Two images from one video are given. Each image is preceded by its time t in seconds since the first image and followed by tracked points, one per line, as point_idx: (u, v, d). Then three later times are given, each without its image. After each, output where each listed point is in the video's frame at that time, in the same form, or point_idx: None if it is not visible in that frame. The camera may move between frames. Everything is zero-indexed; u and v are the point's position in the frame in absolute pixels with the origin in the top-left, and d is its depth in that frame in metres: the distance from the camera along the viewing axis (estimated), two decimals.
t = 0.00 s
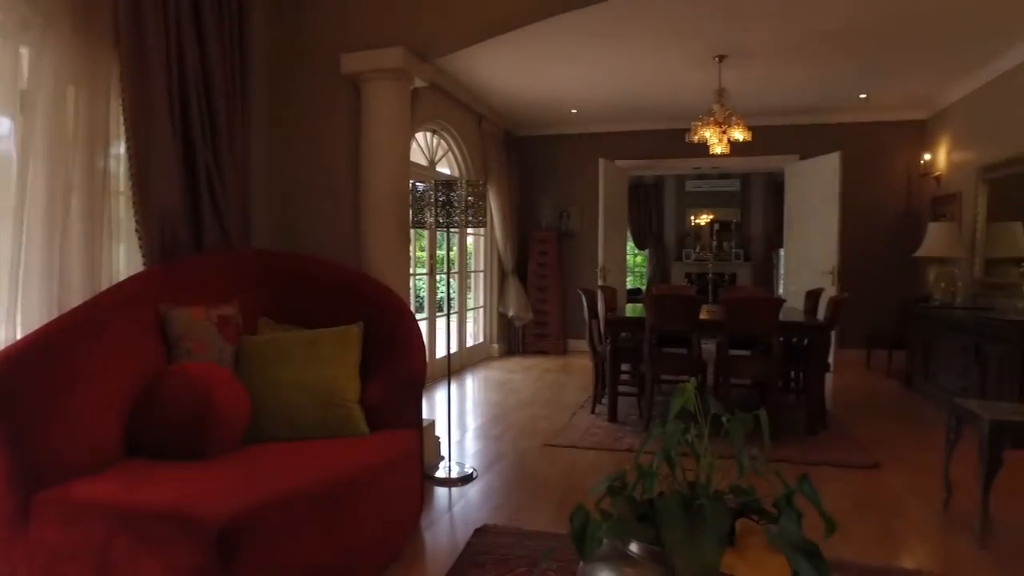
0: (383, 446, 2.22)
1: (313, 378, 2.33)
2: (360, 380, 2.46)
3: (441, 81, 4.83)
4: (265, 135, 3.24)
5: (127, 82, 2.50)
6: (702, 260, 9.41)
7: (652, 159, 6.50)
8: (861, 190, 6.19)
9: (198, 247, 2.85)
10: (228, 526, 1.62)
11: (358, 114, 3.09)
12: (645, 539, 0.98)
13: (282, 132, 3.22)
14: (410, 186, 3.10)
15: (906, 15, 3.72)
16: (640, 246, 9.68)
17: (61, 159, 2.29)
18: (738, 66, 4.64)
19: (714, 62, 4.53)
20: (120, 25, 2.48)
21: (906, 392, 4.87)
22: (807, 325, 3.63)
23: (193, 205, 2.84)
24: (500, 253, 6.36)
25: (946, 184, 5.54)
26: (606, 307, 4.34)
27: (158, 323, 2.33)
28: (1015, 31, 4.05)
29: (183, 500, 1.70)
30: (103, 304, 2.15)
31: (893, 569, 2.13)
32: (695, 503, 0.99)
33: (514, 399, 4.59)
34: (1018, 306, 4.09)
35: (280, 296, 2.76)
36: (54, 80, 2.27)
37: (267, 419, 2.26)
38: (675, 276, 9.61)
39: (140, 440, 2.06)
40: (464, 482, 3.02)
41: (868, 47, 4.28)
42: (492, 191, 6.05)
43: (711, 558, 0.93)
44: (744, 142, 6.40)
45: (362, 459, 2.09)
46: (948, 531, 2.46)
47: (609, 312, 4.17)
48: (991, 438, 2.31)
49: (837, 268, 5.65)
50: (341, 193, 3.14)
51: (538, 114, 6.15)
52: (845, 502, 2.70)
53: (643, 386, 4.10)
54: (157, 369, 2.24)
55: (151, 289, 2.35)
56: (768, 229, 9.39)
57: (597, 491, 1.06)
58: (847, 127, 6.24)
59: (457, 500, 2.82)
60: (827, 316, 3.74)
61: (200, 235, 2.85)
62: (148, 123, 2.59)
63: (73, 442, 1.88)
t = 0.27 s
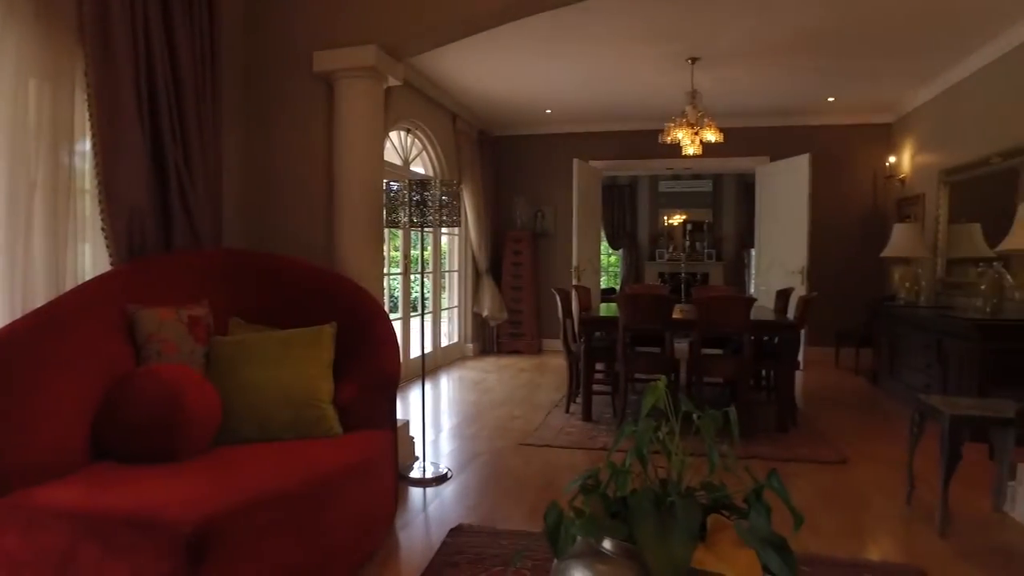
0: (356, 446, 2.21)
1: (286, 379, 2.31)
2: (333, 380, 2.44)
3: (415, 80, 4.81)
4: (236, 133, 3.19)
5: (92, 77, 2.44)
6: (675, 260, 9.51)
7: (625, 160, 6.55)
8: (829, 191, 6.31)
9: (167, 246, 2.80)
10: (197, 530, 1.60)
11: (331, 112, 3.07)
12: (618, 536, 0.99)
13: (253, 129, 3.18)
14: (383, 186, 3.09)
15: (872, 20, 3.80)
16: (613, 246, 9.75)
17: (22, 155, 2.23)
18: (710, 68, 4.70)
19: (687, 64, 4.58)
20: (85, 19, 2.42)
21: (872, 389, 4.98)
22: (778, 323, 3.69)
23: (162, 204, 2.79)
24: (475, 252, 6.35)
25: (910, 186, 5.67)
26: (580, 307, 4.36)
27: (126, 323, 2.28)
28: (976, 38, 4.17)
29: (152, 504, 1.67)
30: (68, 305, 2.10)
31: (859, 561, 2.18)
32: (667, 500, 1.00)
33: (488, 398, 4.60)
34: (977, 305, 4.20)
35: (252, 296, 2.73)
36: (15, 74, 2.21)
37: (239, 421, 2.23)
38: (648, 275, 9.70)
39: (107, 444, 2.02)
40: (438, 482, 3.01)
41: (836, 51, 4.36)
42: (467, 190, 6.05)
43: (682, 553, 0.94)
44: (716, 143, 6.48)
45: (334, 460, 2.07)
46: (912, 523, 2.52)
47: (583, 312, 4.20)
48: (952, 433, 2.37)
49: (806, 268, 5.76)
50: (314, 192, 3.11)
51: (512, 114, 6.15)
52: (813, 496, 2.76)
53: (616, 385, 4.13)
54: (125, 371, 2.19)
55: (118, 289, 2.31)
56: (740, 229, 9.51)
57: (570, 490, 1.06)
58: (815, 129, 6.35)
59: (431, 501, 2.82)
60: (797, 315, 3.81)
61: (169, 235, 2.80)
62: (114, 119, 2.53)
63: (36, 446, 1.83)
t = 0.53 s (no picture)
0: (330, 448, 2.19)
1: (258, 381, 2.28)
2: (307, 381, 2.42)
3: (390, 79, 4.79)
4: (207, 131, 3.15)
5: (58, 72, 2.39)
6: (649, 260, 9.59)
7: (600, 160, 6.59)
8: (800, 193, 6.41)
9: (136, 246, 2.75)
10: (166, 537, 1.57)
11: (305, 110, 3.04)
12: (592, 535, 1.00)
13: (224, 128, 3.13)
14: (357, 186, 3.07)
15: (841, 24, 3.87)
16: (588, 246, 9.80)
17: None
18: (683, 71, 4.74)
19: (662, 66, 4.61)
20: (49, 12, 2.36)
21: (842, 387, 5.08)
22: (750, 323, 3.74)
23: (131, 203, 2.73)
24: (450, 252, 6.34)
25: (878, 188, 5.79)
26: (555, 306, 4.38)
27: (93, 325, 2.24)
28: (941, 43, 4.27)
29: (121, 510, 1.64)
30: (33, 306, 2.05)
31: (828, 555, 2.22)
32: (640, 499, 1.02)
33: (464, 398, 4.59)
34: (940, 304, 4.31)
35: (224, 296, 2.69)
36: None
37: (210, 423, 2.20)
38: (623, 275, 9.76)
39: (74, 448, 1.98)
40: (414, 483, 3.00)
41: (806, 55, 4.43)
42: (442, 190, 6.03)
43: (655, 552, 0.95)
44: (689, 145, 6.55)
45: (308, 462, 2.05)
46: (879, 518, 2.57)
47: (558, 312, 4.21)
48: (917, 429, 2.43)
49: (777, 268, 5.85)
50: (288, 191, 3.08)
51: (487, 114, 6.15)
52: (784, 493, 2.80)
53: (591, 384, 4.16)
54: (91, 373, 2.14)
55: (86, 290, 2.26)
56: (713, 230, 9.62)
57: (545, 489, 1.07)
58: (786, 131, 6.45)
59: (407, 501, 2.81)
60: (769, 314, 3.86)
61: (139, 234, 2.75)
62: (82, 115, 2.47)
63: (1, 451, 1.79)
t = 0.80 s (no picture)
0: (306, 449, 2.17)
1: (233, 382, 2.25)
2: (282, 382, 2.39)
3: (367, 78, 4.76)
4: (180, 129, 3.11)
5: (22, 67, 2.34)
6: (627, 260, 9.65)
7: (578, 161, 6.61)
8: (774, 194, 6.50)
9: (106, 245, 2.70)
10: (137, 541, 1.54)
11: (280, 109, 3.01)
12: (567, 533, 1.01)
13: (198, 127, 3.09)
14: (332, 186, 3.05)
15: (813, 28, 3.94)
16: (566, 246, 9.83)
17: None
18: (660, 72, 4.78)
19: (638, 67, 4.66)
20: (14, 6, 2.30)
21: (815, 386, 5.16)
22: (725, 322, 3.78)
23: (101, 201, 2.68)
24: (428, 252, 6.32)
25: (849, 189, 5.89)
26: (532, 306, 4.39)
27: (62, 326, 2.19)
28: (909, 48, 4.36)
29: (90, 513, 1.60)
30: None
31: (801, 551, 2.26)
32: (615, 497, 1.02)
33: (442, 399, 4.59)
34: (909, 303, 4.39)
35: (197, 297, 2.66)
36: None
37: (183, 426, 2.17)
38: (600, 275, 9.81)
39: (41, 452, 1.94)
40: (391, 484, 2.99)
41: (780, 58, 4.50)
42: (419, 190, 6.01)
43: (630, 549, 0.95)
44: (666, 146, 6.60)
45: (283, 463, 2.03)
46: (850, 513, 2.62)
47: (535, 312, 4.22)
48: (886, 426, 2.48)
49: (752, 268, 5.92)
50: (263, 191, 3.05)
51: (465, 114, 6.15)
52: (758, 490, 2.84)
53: (569, 384, 4.17)
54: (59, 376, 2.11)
55: (55, 291, 2.21)
56: (689, 230, 9.71)
57: (520, 489, 1.08)
58: (760, 133, 6.54)
59: (384, 503, 2.79)
60: (744, 314, 3.91)
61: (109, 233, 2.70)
62: (48, 112, 2.42)
63: None
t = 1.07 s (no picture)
0: (278, 451, 2.15)
1: (204, 384, 2.22)
2: (254, 383, 2.36)
3: (341, 76, 4.72)
4: (148, 127, 3.05)
5: None
6: (602, 260, 9.70)
7: (553, 161, 6.63)
8: (747, 194, 6.59)
9: (71, 245, 2.63)
10: (105, 548, 1.51)
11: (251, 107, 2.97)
12: (540, 533, 1.01)
13: (168, 125, 3.04)
14: (306, 185, 3.02)
15: (784, 32, 3.99)
16: (542, 246, 9.86)
17: None
18: (634, 73, 4.81)
19: (613, 69, 4.69)
20: None
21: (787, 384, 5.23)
22: (699, 322, 3.82)
23: (66, 199, 2.62)
24: (403, 252, 6.29)
25: (820, 191, 5.99)
26: (508, 306, 4.39)
27: (26, 328, 2.14)
28: (876, 54, 4.45)
29: (54, 519, 1.56)
30: None
31: (773, 547, 2.29)
32: (589, 497, 1.03)
33: (417, 399, 4.57)
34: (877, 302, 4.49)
35: (167, 297, 2.61)
36: None
37: (152, 429, 2.13)
38: (576, 275, 9.86)
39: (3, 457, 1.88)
40: (366, 486, 2.97)
41: (751, 61, 4.56)
42: (394, 189, 5.98)
43: (603, 548, 0.96)
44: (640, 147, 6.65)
45: (255, 466, 2.01)
46: (820, 509, 2.67)
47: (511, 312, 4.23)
48: (855, 422, 2.53)
49: (725, 268, 5.99)
50: (235, 190, 3.00)
51: (441, 114, 6.13)
52: (731, 487, 2.88)
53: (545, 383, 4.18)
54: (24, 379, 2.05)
55: (18, 292, 2.16)
56: (664, 230, 9.79)
57: (494, 490, 1.08)
58: (733, 135, 6.62)
59: (359, 504, 2.77)
60: (717, 313, 3.95)
61: (75, 232, 2.64)
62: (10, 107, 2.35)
63: None
